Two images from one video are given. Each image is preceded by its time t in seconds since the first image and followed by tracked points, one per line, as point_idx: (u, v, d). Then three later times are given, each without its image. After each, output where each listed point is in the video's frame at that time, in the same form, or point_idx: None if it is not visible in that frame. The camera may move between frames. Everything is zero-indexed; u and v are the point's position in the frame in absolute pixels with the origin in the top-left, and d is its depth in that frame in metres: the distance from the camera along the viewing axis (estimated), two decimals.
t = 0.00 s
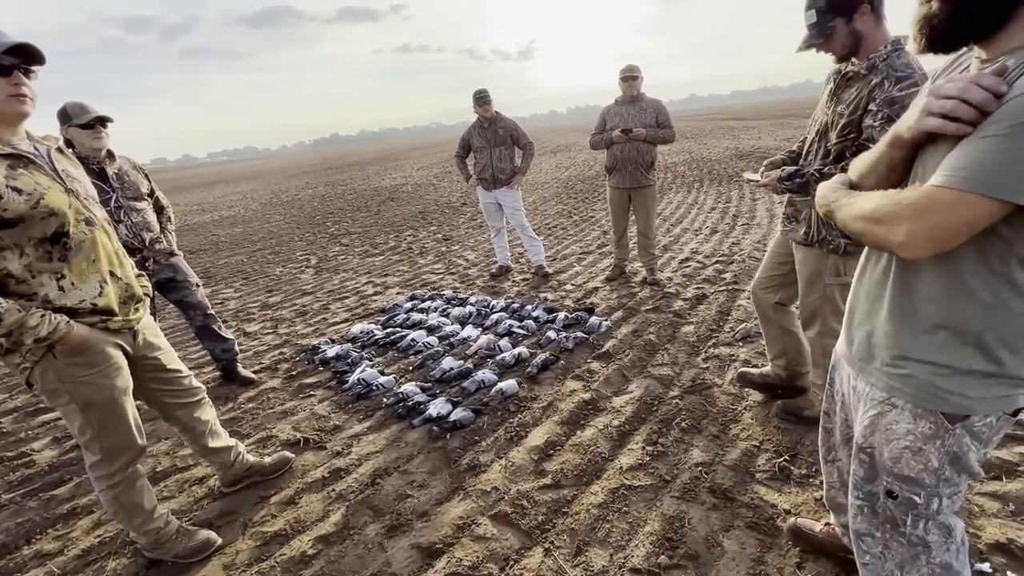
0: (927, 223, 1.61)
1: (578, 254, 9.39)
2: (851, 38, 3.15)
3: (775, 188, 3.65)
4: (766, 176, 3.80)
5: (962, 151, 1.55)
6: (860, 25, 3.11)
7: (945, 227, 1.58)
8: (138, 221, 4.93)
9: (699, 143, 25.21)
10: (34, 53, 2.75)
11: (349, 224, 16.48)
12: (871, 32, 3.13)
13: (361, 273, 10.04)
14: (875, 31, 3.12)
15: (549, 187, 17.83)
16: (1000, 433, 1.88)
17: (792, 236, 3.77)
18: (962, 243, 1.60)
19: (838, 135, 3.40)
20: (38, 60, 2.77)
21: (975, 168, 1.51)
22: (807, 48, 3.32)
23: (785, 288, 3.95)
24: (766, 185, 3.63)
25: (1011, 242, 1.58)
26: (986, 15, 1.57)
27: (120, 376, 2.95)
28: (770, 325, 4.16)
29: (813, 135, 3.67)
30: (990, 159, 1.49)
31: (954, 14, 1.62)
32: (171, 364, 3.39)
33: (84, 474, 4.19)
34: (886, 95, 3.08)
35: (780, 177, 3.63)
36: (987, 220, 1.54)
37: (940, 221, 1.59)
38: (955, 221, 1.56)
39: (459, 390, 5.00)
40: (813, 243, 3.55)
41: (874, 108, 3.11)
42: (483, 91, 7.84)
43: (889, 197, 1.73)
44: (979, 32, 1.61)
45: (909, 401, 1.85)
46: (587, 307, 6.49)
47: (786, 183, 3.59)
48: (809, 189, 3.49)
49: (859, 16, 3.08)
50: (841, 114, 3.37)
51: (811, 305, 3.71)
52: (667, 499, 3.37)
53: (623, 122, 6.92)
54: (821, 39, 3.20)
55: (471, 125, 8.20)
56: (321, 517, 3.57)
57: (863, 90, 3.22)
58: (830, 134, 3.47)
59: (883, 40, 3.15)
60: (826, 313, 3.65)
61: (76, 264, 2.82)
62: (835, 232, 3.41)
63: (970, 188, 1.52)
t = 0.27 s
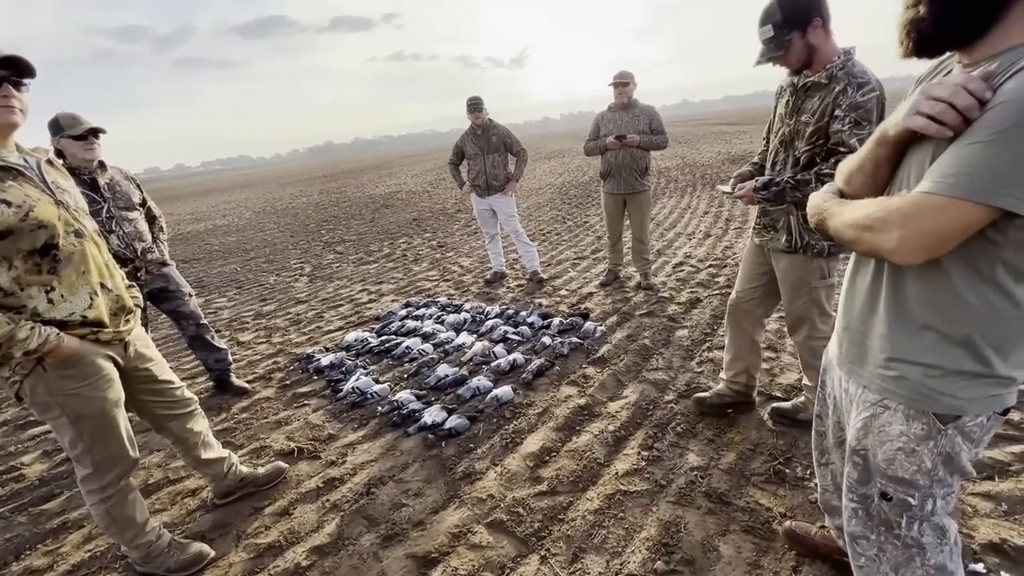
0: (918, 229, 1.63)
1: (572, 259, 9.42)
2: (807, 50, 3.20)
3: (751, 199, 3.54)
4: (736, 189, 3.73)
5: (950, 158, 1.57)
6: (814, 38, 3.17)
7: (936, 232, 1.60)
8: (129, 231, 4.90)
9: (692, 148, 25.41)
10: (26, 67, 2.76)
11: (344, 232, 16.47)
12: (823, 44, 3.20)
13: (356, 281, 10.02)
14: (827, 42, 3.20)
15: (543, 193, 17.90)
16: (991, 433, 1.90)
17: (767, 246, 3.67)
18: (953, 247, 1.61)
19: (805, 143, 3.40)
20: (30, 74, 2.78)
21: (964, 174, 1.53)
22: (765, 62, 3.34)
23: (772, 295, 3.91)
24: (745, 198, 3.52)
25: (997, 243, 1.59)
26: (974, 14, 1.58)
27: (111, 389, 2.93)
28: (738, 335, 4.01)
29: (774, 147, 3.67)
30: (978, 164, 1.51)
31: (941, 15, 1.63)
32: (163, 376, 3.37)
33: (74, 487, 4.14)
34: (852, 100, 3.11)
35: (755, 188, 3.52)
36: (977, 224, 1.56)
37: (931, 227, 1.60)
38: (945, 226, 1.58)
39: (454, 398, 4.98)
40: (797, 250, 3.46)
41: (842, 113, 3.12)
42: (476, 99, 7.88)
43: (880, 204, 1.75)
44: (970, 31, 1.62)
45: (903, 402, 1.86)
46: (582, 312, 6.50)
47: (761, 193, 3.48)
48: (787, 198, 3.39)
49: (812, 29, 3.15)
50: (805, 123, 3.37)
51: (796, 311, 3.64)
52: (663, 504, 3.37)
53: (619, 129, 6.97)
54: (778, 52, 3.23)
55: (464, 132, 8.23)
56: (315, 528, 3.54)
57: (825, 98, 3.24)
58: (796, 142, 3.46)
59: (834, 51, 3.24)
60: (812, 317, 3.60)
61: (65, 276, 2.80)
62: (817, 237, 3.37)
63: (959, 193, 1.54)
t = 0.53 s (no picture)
0: (893, 230, 1.67)
1: (566, 266, 9.46)
2: (760, 60, 3.23)
3: (719, 204, 3.59)
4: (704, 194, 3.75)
5: (923, 164, 1.62)
6: (765, 49, 3.22)
7: (910, 232, 1.64)
8: (120, 243, 4.88)
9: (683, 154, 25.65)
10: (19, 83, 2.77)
11: (336, 241, 16.43)
12: (773, 56, 3.26)
13: (349, 290, 9.99)
14: (777, 54, 3.27)
15: (536, 200, 17.98)
16: (979, 434, 1.93)
17: (733, 251, 3.63)
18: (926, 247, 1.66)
19: (764, 148, 3.42)
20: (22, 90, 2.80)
21: (934, 179, 1.57)
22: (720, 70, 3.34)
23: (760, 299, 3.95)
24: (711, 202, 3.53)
25: (979, 245, 1.63)
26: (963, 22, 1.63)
27: (101, 402, 2.90)
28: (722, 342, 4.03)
29: (733, 154, 3.69)
30: (949, 168, 1.55)
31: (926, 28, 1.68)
32: (154, 389, 3.34)
33: (64, 503, 4.08)
34: (807, 103, 3.15)
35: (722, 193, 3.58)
36: (950, 224, 1.59)
37: (905, 228, 1.65)
38: (919, 226, 1.62)
39: (449, 407, 4.97)
40: (762, 252, 3.43)
41: (800, 117, 3.16)
42: (468, 108, 7.93)
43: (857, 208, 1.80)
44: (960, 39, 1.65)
45: (892, 404, 1.89)
46: (575, 319, 6.53)
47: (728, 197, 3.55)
48: (754, 201, 3.42)
49: (763, 40, 3.20)
50: (763, 129, 3.39)
51: (761, 317, 3.58)
52: (659, 509, 3.37)
53: (615, 137, 7.03)
54: (734, 60, 3.24)
55: (456, 141, 8.27)
56: (309, 541, 3.51)
57: (780, 104, 3.27)
58: (755, 148, 3.48)
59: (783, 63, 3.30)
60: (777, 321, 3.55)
61: (55, 290, 2.78)
62: (781, 238, 3.37)
63: (930, 195, 1.58)
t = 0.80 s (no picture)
0: (897, 246, 1.68)
1: (556, 273, 9.48)
2: (724, 71, 3.26)
3: (695, 210, 3.57)
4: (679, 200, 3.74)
5: (911, 180, 1.66)
6: (729, 60, 3.26)
7: (914, 247, 1.66)
8: (105, 257, 4.81)
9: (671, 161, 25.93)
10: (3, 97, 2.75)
11: (326, 250, 16.35)
12: (737, 68, 3.30)
13: (339, 299, 9.93)
14: (739, 66, 3.31)
15: (526, 207, 18.05)
16: (962, 437, 1.95)
17: (709, 257, 3.59)
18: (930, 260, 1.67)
19: (733, 154, 3.41)
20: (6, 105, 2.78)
21: (928, 194, 1.60)
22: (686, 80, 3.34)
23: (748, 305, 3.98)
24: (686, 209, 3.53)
25: (960, 252, 1.66)
26: (945, 33, 1.67)
27: (85, 419, 2.84)
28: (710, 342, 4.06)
29: (701, 162, 3.68)
30: (938, 182, 1.59)
31: (909, 40, 1.72)
32: (139, 405, 3.28)
33: (46, 523, 3.98)
34: (774, 109, 3.20)
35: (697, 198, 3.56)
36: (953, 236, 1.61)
37: (911, 244, 1.66)
38: (924, 242, 1.64)
39: (441, 417, 4.94)
40: (739, 256, 3.42)
41: (769, 121, 3.19)
42: (457, 117, 7.96)
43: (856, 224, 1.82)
44: (944, 49, 1.69)
45: (878, 409, 1.92)
46: (566, 326, 6.54)
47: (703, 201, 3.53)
48: (730, 204, 3.41)
49: (727, 52, 3.23)
50: (732, 136, 3.39)
51: (736, 321, 3.55)
52: (652, 517, 3.37)
53: (607, 144, 7.09)
54: (700, 70, 3.25)
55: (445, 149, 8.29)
56: (300, 556, 3.45)
57: (747, 112, 3.29)
58: (724, 154, 3.47)
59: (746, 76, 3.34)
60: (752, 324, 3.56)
61: (37, 306, 2.73)
62: (756, 240, 3.38)
63: (931, 211, 1.60)
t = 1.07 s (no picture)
0: (858, 241, 1.72)
1: (545, 280, 9.50)
2: (699, 79, 3.29)
3: (678, 218, 3.59)
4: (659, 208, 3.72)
5: (881, 180, 1.69)
6: (703, 69, 3.30)
7: (872, 243, 1.70)
8: (83, 269, 4.71)
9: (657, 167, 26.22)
10: None
11: (313, 260, 16.21)
12: (710, 77, 3.34)
13: (326, 309, 9.83)
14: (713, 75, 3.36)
15: (514, 214, 18.10)
16: (947, 440, 1.98)
17: (692, 264, 3.58)
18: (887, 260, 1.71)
19: (712, 162, 3.43)
20: None
21: (894, 195, 1.64)
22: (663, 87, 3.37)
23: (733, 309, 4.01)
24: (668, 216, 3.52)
25: (938, 258, 1.69)
26: (927, 42, 1.71)
27: (57, 438, 2.76)
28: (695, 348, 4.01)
29: (680, 170, 3.69)
30: (907, 184, 1.62)
31: (893, 47, 1.76)
32: (116, 421, 3.20)
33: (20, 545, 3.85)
34: (750, 116, 3.22)
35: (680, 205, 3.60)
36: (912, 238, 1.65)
37: (869, 240, 1.70)
38: (882, 238, 1.67)
39: (429, 427, 4.89)
40: (722, 262, 3.39)
41: (745, 128, 3.21)
42: (444, 125, 7.97)
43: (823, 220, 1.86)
44: (926, 58, 1.73)
45: (865, 414, 1.93)
46: (555, 333, 6.54)
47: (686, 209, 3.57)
48: (711, 210, 3.43)
49: (700, 61, 3.28)
50: (710, 144, 3.42)
51: (716, 327, 3.51)
52: (642, 524, 3.36)
53: (592, 151, 7.15)
54: (675, 78, 3.28)
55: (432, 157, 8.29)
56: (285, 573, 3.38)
57: (722, 119, 3.33)
58: (703, 162, 3.49)
59: (721, 85, 3.38)
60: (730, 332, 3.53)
61: (9, 321, 2.66)
62: (738, 244, 3.36)
63: (893, 209, 1.64)
